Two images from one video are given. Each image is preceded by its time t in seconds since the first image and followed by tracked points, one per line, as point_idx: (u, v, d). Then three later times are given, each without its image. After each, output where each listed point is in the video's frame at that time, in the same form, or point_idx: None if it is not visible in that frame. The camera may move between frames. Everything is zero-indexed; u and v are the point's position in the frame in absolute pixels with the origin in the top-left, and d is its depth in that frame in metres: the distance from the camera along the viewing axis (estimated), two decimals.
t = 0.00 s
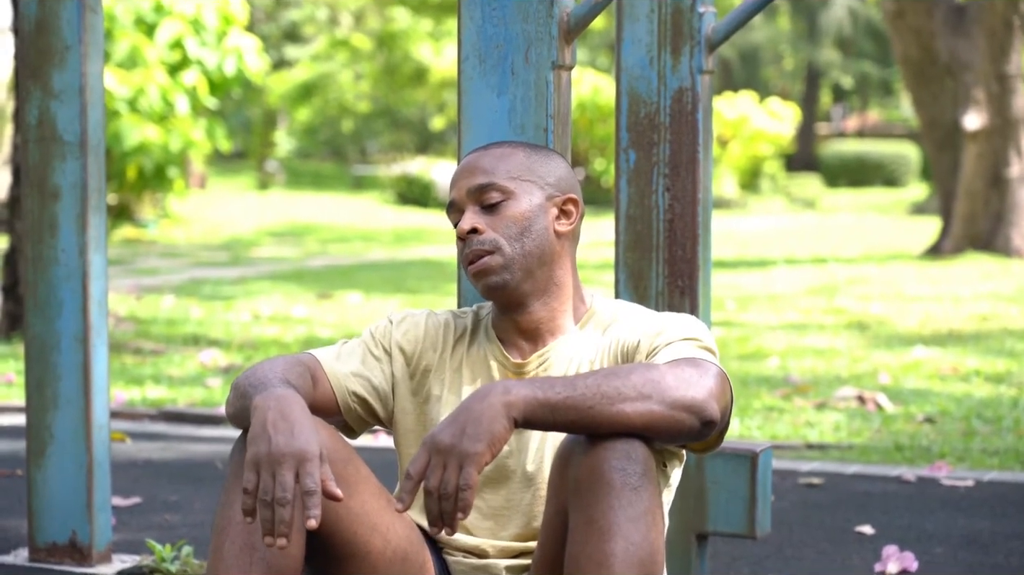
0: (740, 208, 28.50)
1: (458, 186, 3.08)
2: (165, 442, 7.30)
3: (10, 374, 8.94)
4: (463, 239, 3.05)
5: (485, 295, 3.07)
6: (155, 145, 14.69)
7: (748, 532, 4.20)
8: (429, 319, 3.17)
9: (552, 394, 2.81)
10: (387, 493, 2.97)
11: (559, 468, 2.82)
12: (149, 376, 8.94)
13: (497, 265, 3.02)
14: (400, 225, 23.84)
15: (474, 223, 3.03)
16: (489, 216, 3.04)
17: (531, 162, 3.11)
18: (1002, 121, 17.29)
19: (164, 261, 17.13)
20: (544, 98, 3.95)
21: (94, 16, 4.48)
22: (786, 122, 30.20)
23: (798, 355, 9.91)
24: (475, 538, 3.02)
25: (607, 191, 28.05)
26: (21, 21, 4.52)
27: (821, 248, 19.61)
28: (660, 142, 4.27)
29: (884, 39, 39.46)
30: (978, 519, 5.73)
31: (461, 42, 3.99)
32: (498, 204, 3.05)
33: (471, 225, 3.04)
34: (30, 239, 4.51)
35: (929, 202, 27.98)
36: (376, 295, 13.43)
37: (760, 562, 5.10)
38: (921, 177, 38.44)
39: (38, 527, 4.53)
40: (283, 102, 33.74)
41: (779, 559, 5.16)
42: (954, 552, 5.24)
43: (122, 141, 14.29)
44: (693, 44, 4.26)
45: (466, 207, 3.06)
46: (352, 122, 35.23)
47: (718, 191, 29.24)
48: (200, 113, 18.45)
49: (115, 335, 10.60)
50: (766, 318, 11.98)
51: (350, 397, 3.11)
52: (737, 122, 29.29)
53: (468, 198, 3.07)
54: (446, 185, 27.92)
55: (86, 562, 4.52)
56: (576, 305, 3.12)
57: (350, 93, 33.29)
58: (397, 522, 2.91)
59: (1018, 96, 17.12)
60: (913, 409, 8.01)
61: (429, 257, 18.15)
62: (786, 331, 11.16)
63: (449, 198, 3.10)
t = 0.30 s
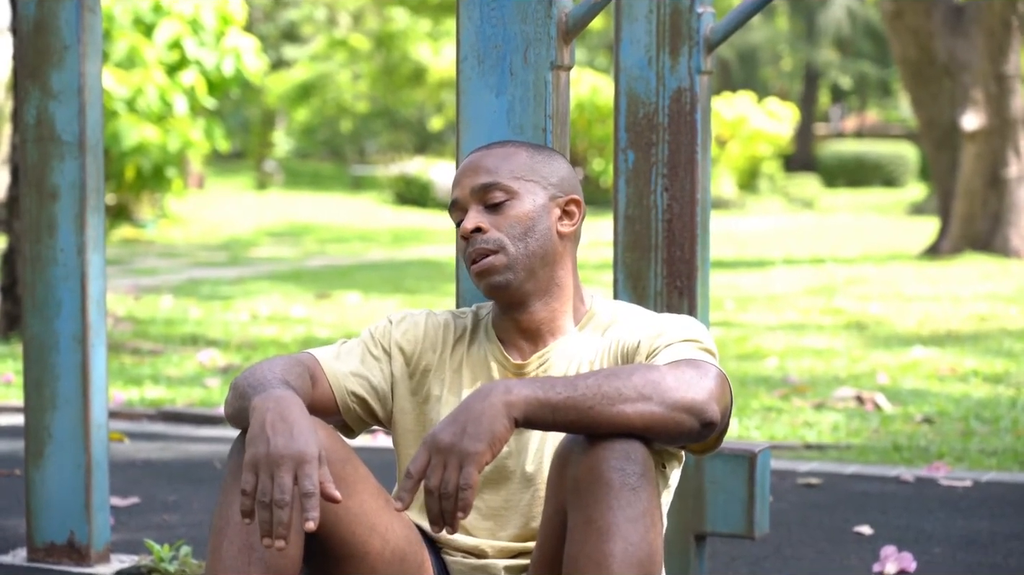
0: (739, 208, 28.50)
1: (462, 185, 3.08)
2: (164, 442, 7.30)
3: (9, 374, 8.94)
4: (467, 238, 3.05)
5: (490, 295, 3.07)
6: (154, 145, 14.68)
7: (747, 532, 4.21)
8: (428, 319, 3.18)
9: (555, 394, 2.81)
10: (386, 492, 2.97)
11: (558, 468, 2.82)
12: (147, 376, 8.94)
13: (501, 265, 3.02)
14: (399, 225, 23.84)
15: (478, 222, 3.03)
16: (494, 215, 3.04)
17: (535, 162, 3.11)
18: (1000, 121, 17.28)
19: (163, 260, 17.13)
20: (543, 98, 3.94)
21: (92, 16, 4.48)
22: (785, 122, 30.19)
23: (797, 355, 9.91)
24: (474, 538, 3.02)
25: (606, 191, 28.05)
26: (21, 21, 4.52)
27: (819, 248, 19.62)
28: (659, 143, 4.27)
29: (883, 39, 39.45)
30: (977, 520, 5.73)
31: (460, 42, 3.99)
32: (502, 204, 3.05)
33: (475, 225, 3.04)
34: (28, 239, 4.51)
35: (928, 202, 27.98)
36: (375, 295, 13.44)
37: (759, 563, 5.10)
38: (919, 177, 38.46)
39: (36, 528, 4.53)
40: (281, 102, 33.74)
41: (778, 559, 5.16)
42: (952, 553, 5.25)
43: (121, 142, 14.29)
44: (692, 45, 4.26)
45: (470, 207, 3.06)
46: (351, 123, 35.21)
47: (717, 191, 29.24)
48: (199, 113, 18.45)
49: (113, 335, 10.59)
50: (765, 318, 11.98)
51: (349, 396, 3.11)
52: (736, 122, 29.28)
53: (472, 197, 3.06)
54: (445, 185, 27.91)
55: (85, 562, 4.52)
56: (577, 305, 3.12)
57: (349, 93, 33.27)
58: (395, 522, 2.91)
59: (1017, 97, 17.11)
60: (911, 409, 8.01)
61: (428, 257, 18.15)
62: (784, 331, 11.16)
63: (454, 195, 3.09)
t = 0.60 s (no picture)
0: (737, 208, 28.50)
1: (457, 186, 3.08)
2: (163, 442, 7.30)
3: (8, 374, 8.93)
4: (463, 237, 3.05)
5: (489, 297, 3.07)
6: (153, 144, 14.67)
7: (745, 532, 4.21)
8: (427, 318, 3.17)
9: (553, 395, 2.80)
10: (385, 493, 2.97)
11: (556, 469, 2.81)
12: (146, 376, 8.93)
13: (498, 267, 3.02)
14: (398, 225, 23.83)
15: (475, 223, 3.03)
16: (491, 215, 3.04)
17: (530, 160, 3.11)
18: (1000, 122, 17.28)
19: (161, 260, 17.13)
20: (542, 98, 3.94)
21: (91, 15, 4.48)
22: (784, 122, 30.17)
23: (796, 355, 9.92)
24: (472, 537, 3.02)
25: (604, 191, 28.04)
26: (19, 21, 4.51)
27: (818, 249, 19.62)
28: (658, 142, 4.27)
29: (881, 39, 39.47)
30: (975, 520, 5.73)
31: (459, 42, 3.99)
32: (499, 204, 3.05)
33: (471, 224, 3.04)
34: (27, 239, 4.51)
35: (927, 202, 27.99)
36: (373, 295, 13.44)
37: (757, 563, 5.10)
38: (918, 177, 38.49)
39: (35, 528, 4.53)
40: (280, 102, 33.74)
41: (777, 559, 5.16)
42: (951, 553, 5.25)
43: (119, 142, 14.28)
44: (691, 44, 4.26)
45: (466, 206, 3.06)
46: (350, 122, 35.20)
47: (715, 191, 29.24)
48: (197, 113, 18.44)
49: (112, 335, 10.59)
50: (764, 318, 11.98)
51: (347, 395, 3.11)
52: (735, 122, 29.19)
53: (469, 197, 3.06)
54: (443, 185, 27.91)
55: (84, 561, 4.52)
56: (575, 303, 3.12)
57: (348, 93, 33.27)
58: (394, 522, 2.91)
59: (1016, 97, 17.11)
60: (910, 409, 8.02)
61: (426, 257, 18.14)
62: (783, 331, 11.16)
63: (450, 196, 3.10)
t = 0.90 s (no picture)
0: (736, 208, 28.50)
1: (454, 186, 3.09)
2: (161, 441, 7.30)
3: (6, 372, 8.93)
4: (460, 238, 3.06)
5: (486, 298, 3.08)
6: (151, 143, 14.67)
7: (744, 531, 4.21)
8: (424, 315, 3.17)
9: (550, 396, 2.80)
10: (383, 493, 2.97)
11: (554, 468, 2.81)
12: (143, 375, 8.93)
13: (495, 267, 3.03)
14: (396, 225, 23.83)
15: (472, 222, 3.04)
16: (487, 215, 3.05)
17: (525, 157, 3.11)
18: (998, 121, 17.28)
19: (159, 259, 17.12)
20: (540, 97, 3.94)
21: (89, 14, 4.47)
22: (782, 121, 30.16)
23: (794, 354, 9.92)
24: (472, 536, 3.02)
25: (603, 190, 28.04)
26: (17, 20, 4.51)
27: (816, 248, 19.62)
28: (655, 141, 4.27)
29: (880, 39, 39.48)
30: (973, 519, 5.74)
31: (458, 41, 3.99)
32: (495, 204, 3.05)
33: (469, 224, 3.04)
34: (26, 238, 4.51)
35: (925, 201, 28.00)
36: (372, 294, 13.44)
37: (755, 562, 5.10)
38: (916, 176, 38.52)
39: (32, 527, 4.52)
40: (278, 101, 33.73)
41: (775, 559, 5.16)
42: (949, 552, 5.25)
43: (117, 140, 14.27)
44: (689, 44, 4.27)
45: (463, 205, 3.07)
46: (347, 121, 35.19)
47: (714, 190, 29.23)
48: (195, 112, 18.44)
49: (110, 334, 10.59)
50: (762, 318, 11.98)
51: (344, 393, 3.11)
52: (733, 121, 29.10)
53: (465, 198, 3.07)
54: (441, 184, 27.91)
55: (82, 560, 4.52)
56: (572, 299, 3.12)
57: (346, 92, 33.24)
58: (392, 522, 2.90)
59: (1014, 97, 17.11)
60: (908, 409, 8.03)
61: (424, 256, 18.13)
62: (781, 331, 11.16)
63: (447, 195, 3.10)
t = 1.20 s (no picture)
0: (734, 208, 28.52)
1: (451, 186, 3.09)
2: (159, 441, 7.31)
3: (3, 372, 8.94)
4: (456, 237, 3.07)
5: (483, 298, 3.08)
6: (149, 143, 14.67)
7: (742, 531, 4.22)
8: (422, 314, 3.17)
9: (554, 393, 2.80)
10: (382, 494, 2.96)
11: (552, 467, 2.81)
12: (142, 375, 8.93)
13: (491, 267, 3.03)
14: (395, 224, 23.82)
15: (469, 223, 3.04)
16: (484, 215, 3.05)
17: (521, 156, 3.11)
18: (996, 121, 17.27)
19: (157, 259, 17.11)
20: (539, 97, 3.95)
21: (87, 15, 4.47)
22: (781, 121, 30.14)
23: (792, 354, 9.93)
24: (470, 535, 3.01)
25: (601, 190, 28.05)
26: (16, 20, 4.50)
27: (814, 248, 19.65)
28: (654, 141, 4.27)
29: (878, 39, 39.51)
30: (972, 519, 5.74)
31: (456, 41, 3.99)
32: (493, 204, 3.05)
33: (464, 225, 3.05)
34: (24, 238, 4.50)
35: (924, 201, 28.01)
36: (370, 293, 13.44)
37: (753, 562, 5.10)
38: (914, 176, 38.52)
39: (32, 527, 4.52)
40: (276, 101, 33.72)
41: (773, 559, 5.16)
42: (947, 552, 5.26)
43: (116, 140, 14.27)
44: (687, 44, 4.27)
45: (458, 206, 3.07)
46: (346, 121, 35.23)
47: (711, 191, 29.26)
48: (194, 112, 18.45)
49: (108, 334, 10.59)
50: (760, 317, 11.99)
51: (343, 393, 3.10)
52: (731, 121, 29.04)
53: (461, 197, 3.07)
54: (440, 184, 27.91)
55: (80, 560, 4.52)
56: (569, 299, 3.13)
57: (344, 92, 33.23)
58: (390, 521, 2.91)
59: (1013, 96, 17.11)
60: (906, 408, 8.03)
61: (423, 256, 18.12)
62: (780, 330, 11.16)
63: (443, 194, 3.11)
